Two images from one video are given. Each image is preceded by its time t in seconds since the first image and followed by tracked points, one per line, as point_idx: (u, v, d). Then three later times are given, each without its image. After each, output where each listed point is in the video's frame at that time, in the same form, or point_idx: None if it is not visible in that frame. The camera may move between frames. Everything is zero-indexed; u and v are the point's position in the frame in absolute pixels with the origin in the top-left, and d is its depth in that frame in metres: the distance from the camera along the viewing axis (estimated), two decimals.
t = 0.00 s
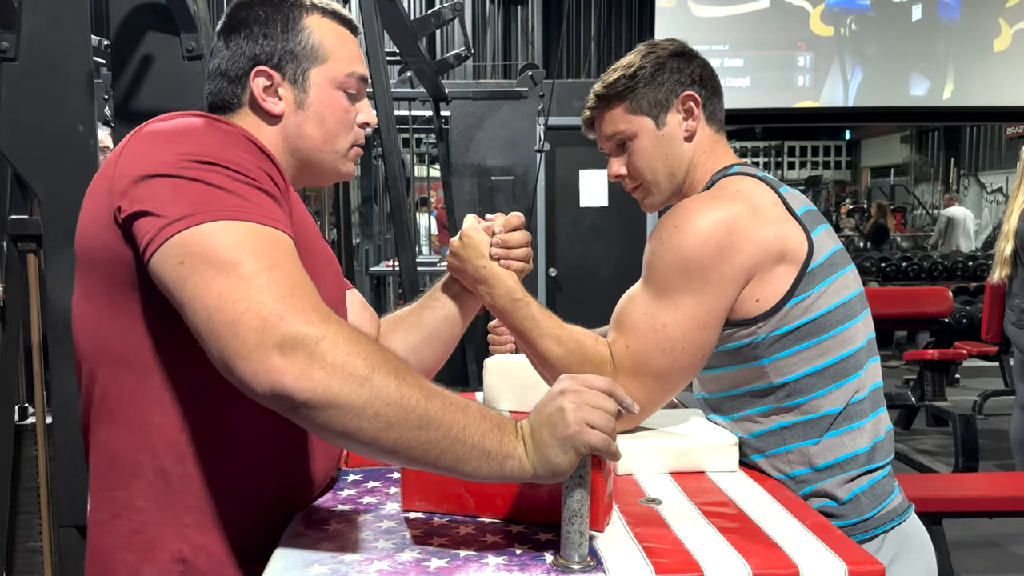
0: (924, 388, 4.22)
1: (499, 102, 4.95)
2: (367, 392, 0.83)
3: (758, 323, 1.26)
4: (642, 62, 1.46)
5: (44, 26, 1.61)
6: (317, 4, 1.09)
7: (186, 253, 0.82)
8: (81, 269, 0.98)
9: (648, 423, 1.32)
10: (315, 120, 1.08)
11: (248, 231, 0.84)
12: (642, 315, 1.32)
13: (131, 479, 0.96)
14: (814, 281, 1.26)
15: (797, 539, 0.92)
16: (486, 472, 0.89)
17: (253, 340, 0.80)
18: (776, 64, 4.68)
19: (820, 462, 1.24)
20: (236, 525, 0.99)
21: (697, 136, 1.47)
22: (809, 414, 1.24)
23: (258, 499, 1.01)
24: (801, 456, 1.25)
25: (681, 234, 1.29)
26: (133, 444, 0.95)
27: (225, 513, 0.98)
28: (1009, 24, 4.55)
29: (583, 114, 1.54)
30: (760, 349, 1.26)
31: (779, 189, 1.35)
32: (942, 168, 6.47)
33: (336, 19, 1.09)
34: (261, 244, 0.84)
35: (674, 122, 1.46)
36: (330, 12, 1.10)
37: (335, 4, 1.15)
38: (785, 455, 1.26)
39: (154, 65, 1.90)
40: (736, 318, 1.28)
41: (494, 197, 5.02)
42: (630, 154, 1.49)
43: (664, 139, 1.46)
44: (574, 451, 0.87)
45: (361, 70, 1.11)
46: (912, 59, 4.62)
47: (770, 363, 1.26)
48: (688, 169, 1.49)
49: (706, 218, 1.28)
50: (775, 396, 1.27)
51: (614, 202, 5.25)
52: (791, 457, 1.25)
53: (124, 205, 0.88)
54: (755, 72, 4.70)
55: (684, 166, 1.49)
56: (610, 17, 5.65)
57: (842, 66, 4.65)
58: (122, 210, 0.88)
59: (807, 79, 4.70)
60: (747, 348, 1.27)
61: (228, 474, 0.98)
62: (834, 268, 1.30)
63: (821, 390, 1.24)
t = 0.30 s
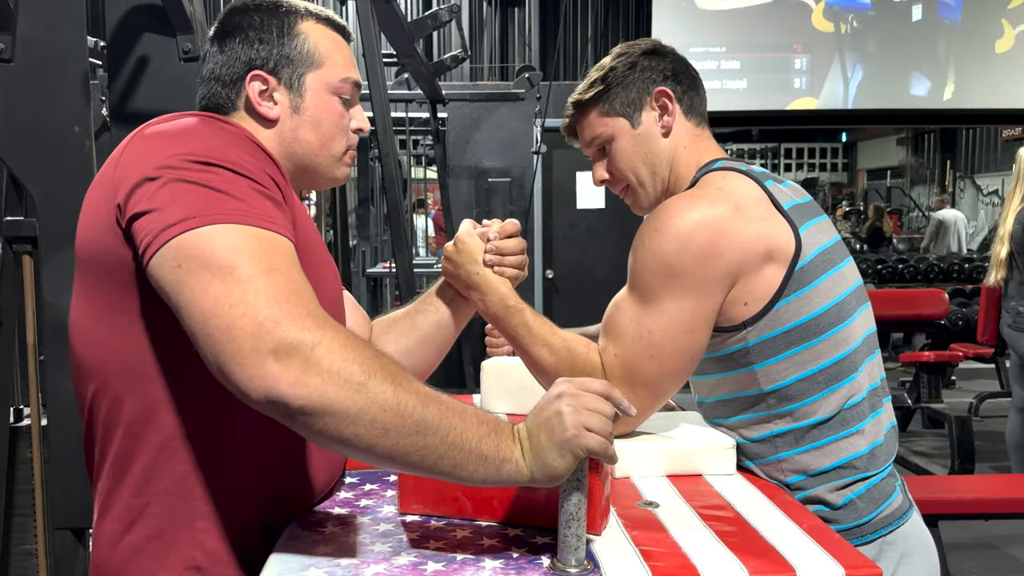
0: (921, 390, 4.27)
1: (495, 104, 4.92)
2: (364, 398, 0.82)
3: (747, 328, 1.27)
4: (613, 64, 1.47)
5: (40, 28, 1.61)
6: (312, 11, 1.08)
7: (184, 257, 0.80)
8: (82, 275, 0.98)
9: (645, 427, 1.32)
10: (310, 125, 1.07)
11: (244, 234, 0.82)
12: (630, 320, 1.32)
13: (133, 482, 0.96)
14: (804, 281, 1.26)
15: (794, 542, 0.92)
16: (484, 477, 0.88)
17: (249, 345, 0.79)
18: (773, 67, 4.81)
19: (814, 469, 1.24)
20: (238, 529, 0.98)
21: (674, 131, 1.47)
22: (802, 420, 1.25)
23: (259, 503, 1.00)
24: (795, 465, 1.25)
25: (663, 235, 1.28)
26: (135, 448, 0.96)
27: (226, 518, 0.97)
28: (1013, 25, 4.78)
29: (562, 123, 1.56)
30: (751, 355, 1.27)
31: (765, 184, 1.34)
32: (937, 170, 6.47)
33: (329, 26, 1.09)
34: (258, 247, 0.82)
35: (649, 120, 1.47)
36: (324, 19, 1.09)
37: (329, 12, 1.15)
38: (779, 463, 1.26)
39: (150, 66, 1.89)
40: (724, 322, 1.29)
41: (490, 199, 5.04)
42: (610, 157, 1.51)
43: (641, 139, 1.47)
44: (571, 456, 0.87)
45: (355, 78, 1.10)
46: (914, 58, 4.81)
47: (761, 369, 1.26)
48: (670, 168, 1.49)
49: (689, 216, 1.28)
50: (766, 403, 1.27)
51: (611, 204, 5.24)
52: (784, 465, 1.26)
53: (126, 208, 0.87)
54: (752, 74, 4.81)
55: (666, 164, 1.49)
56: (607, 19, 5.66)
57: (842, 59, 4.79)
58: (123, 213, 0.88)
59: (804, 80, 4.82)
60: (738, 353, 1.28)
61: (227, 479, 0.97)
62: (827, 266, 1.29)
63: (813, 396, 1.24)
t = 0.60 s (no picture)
0: (918, 391, 4.28)
1: (492, 105, 4.93)
2: (361, 429, 0.80)
3: (748, 324, 1.26)
4: (618, 74, 1.47)
5: (37, 29, 1.61)
6: (283, 14, 1.02)
7: (154, 302, 0.76)
8: (40, 311, 0.93)
9: (644, 428, 1.33)
10: (285, 139, 1.02)
11: (215, 273, 0.78)
12: (635, 322, 1.31)
13: (106, 528, 0.92)
14: (805, 280, 1.26)
15: (791, 543, 0.92)
16: (488, 490, 0.86)
17: (233, 393, 0.75)
18: (770, 68, 4.88)
19: (813, 466, 1.24)
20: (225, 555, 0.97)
21: (679, 140, 1.48)
22: (803, 417, 1.25)
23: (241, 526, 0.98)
24: (795, 462, 1.25)
25: (668, 233, 1.29)
26: (105, 492, 0.92)
27: (211, 548, 0.95)
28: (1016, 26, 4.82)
29: (566, 130, 1.56)
30: (751, 351, 1.27)
31: (768, 187, 1.35)
32: (934, 171, 6.47)
33: (302, 31, 1.02)
34: (231, 285, 0.78)
35: (655, 128, 1.47)
36: (296, 22, 1.03)
37: (301, 13, 1.09)
38: (779, 460, 1.26)
39: (147, 67, 1.88)
40: (727, 320, 1.28)
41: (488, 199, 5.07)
42: (615, 165, 1.51)
43: (647, 148, 1.48)
44: (573, 458, 0.87)
45: (329, 86, 1.05)
46: (912, 59, 4.86)
47: (762, 365, 1.26)
48: (674, 176, 1.50)
49: (694, 217, 1.28)
50: (767, 399, 1.27)
51: (609, 204, 5.22)
52: (784, 463, 1.26)
53: (85, 249, 0.81)
54: (749, 75, 4.89)
55: (670, 172, 1.49)
56: (605, 20, 5.66)
57: (841, 54, 4.86)
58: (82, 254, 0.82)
59: (802, 82, 4.89)
60: (739, 350, 1.28)
61: (207, 511, 0.94)
62: (827, 267, 1.30)
63: (814, 393, 1.24)
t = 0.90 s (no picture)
0: (915, 392, 4.29)
1: (490, 106, 4.93)
2: (359, 444, 0.78)
3: (744, 319, 1.28)
4: (623, 90, 1.49)
5: (33, 28, 1.60)
6: (269, 17, 1.00)
7: (144, 327, 0.74)
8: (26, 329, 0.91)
9: (644, 428, 1.33)
10: (272, 146, 1.01)
11: (202, 293, 0.76)
12: (634, 321, 1.31)
13: (93, 548, 0.90)
14: (800, 277, 1.27)
15: (790, 544, 0.92)
16: (488, 494, 0.85)
17: (228, 416, 0.74)
18: (768, 69, 4.91)
19: (813, 462, 1.24)
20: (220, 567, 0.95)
21: (682, 155, 1.50)
22: (801, 413, 1.25)
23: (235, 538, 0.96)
24: (796, 458, 1.25)
25: (667, 232, 1.30)
26: (94, 510, 0.89)
27: (205, 563, 0.93)
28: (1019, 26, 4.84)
29: (572, 146, 1.58)
30: (749, 347, 1.27)
31: (763, 192, 1.36)
32: (932, 172, 6.41)
33: (290, 36, 1.01)
34: (220, 305, 0.76)
35: (659, 144, 1.49)
36: (283, 26, 1.01)
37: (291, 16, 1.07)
38: (780, 456, 1.27)
39: (144, 67, 1.87)
40: (722, 316, 1.29)
41: (486, 200, 5.10)
42: (619, 180, 1.53)
43: (651, 163, 1.50)
44: (571, 459, 0.86)
45: (318, 91, 1.04)
46: (910, 58, 4.87)
47: (760, 360, 1.27)
48: (677, 190, 1.52)
49: (692, 218, 1.29)
50: (767, 395, 1.27)
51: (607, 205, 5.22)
52: (786, 459, 1.26)
53: (70, 269, 0.79)
54: (747, 76, 4.92)
55: (673, 187, 1.51)
56: (602, 21, 5.66)
57: (840, 53, 4.88)
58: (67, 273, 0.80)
59: (799, 83, 4.94)
60: (737, 345, 1.29)
61: (195, 532, 0.92)
62: (822, 268, 1.31)
63: (811, 389, 1.25)
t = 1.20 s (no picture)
0: (914, 392, 4.29)
1: (489, 107, 4.95)
2: (353, 454, 0.78)
3: (733, 316, 1.29)
4: (618, 104, 1.52)
5: (31, 29, 1.59)
6: (266, 24, 1.00)
7: (133, 345, 0.73)
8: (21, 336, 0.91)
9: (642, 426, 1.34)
10: (266, 153, 1.00)
11: (194, 309, 0.75)
12: (629, 320, 1.32)
13: (92, 553, 0.90)
14: (789, 274, 1.29)
15: (789, 545, 0.92)
16: (484, 494, 0.85)
17: (222, 431, 0.74)
18: (767, 70, 4.92)
19: (812, 461, 1.24)
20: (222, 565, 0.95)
21: (676, 164, 1.53)
22: (797, 411, 1.25)
23: (236, 537, 0.96)
24: (794, 456, 1.25)
25: (659, 233, 1.33)
26: (89, 517, 0.89)
27: (206, 562, 0.93)
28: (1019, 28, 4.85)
29: (571, 158, 1.61)
30: (742, 344, 1.29)
31: (751, 193, 1.38)
32: (931, 172, 6.49)
33: (288, 45, 1.00)
34: (210, 318, 0.76)
35: (654, 154, 1.52)
36: (282, 35, 1.00)
37: (294, 26, 1.07)
38: (779, 455, 1.27)
39: (144, 68, 1.87)
40: (713, 314, 1.31)
41: (485, 201, 5.10)
42: (617, 191, 1.56)
43: (646, 173, 1.53)
44: (568, 462, 0.85)
45: (315, 99, 1.03)
46: (908, 61, 4.88)
47: (754, 358, 1.28)
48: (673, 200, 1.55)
49: (681, 220, 1.33)
50: (763, 393, 1.28)
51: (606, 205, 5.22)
52: (785, 458, 1.26)
53: (59, 285, 0.78)
54: (745, 77, 4.92)
55: (669, 196, 1.54)
56: (601, 21, 5.66)
57: (839, 53, 4.89)
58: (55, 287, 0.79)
59: (797, 83, 4.94)
60: (730, 343, 1.30)
61: (189, 541, 0.91)
62: (815, 266, 1.32)
63: (806, 386, 1.25)
